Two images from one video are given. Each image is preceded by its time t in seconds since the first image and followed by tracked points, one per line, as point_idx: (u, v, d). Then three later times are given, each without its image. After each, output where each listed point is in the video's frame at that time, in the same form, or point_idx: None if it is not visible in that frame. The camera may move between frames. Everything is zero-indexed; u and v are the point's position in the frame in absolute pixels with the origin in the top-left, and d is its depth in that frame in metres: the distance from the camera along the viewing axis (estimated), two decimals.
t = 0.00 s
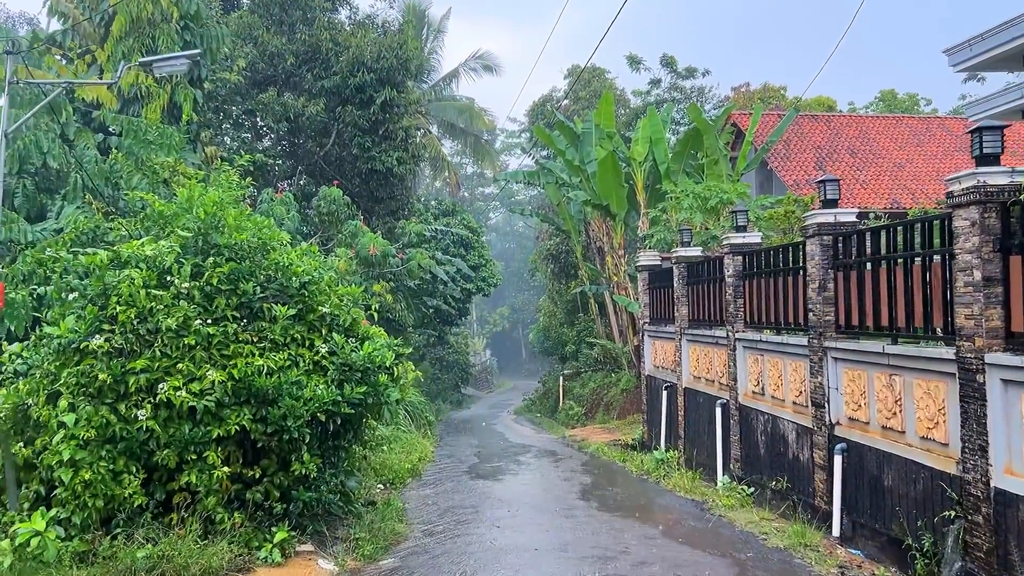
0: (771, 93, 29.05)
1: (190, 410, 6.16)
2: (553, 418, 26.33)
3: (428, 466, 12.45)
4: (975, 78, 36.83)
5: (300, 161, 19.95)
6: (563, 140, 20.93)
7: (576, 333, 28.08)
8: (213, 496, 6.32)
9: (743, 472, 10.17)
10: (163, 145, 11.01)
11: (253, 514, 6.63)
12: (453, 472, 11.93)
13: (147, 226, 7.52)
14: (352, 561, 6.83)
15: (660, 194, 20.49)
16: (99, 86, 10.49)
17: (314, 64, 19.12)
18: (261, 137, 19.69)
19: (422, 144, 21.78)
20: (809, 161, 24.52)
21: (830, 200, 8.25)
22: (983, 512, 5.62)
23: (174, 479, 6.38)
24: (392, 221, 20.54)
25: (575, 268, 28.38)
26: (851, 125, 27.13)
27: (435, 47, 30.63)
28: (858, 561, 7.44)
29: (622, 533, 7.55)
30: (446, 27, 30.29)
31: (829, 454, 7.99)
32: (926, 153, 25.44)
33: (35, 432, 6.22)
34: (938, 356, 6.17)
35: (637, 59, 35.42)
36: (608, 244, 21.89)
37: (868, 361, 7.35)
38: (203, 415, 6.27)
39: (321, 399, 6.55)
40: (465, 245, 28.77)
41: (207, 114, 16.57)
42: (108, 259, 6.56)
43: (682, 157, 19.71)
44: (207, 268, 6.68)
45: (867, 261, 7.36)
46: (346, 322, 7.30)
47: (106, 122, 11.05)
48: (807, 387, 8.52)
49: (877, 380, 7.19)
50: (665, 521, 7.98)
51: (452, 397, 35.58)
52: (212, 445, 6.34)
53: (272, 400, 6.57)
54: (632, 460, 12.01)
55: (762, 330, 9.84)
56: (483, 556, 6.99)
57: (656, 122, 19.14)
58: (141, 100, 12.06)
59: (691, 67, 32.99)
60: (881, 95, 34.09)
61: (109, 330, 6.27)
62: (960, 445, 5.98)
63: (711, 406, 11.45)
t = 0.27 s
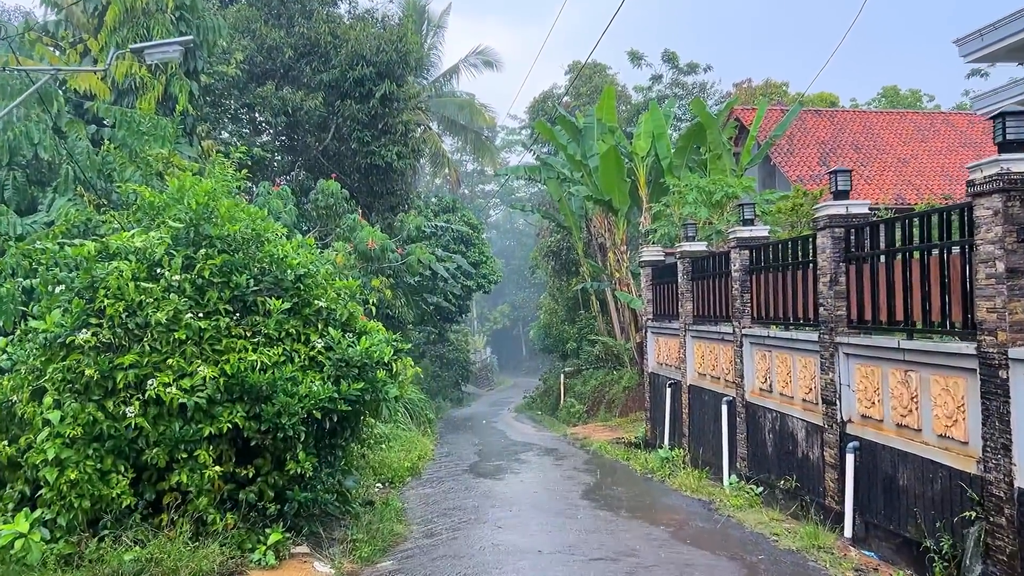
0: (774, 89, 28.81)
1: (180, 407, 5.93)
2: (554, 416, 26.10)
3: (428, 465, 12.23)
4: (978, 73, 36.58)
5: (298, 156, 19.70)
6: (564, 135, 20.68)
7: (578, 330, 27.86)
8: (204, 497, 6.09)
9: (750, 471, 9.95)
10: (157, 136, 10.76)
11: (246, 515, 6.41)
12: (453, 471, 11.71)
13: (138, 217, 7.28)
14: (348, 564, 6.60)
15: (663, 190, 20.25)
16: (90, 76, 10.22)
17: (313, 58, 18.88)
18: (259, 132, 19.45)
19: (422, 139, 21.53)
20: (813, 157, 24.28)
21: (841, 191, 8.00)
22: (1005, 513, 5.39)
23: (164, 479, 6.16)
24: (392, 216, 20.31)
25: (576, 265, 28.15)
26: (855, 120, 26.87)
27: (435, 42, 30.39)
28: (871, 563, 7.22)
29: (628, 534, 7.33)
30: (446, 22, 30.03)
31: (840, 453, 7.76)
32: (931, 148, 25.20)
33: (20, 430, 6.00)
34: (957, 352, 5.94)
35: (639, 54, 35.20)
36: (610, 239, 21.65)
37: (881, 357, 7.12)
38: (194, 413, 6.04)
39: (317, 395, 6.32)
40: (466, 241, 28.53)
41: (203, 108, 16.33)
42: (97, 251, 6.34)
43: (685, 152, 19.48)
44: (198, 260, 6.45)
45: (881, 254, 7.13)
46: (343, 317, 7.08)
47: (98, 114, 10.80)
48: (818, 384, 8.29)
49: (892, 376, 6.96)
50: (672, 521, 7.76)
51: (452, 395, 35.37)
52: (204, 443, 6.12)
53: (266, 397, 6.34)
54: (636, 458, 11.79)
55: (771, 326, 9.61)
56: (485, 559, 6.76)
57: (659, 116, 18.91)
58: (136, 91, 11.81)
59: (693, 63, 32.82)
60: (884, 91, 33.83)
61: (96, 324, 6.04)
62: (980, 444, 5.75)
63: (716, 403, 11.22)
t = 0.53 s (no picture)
0: (777, 85, 28.56)
1: (171, 410, 5.68)
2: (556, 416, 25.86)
3: (428, 467, 11.99)
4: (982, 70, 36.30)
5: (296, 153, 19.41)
6: (566, 131, 20.42)
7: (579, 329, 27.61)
8: (196, 504, 5.84)
9: (758, 474, 9.72)
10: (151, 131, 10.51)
11: (240, 522, 6.16)
12: (454, 473, 11.47)
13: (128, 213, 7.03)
14: (346, 573, 6.35)
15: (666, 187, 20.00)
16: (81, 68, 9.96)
17: (312, 53, 18.63)
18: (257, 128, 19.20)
19: (422, 136, 21.28)
20: (817, 154, 24.02)
21: (855, 186, 7.74)
22: None
23: (154, 485, 5.91)
24: (392, 214, 20.04)
25: (577, 263, 27.91)
26: (859, 117, 26.61)
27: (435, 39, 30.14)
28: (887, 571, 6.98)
29: (636, 542, 7.09)
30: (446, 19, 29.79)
31: (854, 456, 7.52)
32: (936, 146, 24.94)
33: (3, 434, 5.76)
34: (981, 353, 5.69)
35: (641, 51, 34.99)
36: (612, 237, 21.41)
37: (897, 358, 6.87)
38: (184, 417, 5.79)
39: (313, 398, 6.07)
40: (466, 239, 28.28)
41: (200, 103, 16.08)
42: (84, 248, 6.10)
43: (689, 149, 19.25)
44: (189, 258, 6.19)
45: (897, 252, 6.87)
46: (340, 316, 6.83)
47: (91, 108, 10.55)
48: (830, 385, 8.05)
49: (909, 378, 6.71)
50: (681, 528, 7.52)
51: (453, 394, 35.14)
52: (195, 448, 5.86)
53: (260, 400, 6.09)
54: (640, 460, 11.54)
55: (780, 326, 9.36)
56: (487, 568, 6.50)
57: (662, 112, 18.67)
58: (130, 86, 11.56)
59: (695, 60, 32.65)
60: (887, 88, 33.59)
61: (82, 324, 5.78)
62: (1005, 450, 5.50)
63: (723, 404, 10.98)
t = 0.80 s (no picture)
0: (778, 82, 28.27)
1: (157, 412, 5.45)
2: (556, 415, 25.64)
3: (427, 468, 11.77)
4: (985, 67, 36.05)
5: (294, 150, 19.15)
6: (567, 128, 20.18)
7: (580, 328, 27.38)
8: (184, 509, 5.61)
9: (765, 476, 9.50)
10: (143, 125, 10.27)
11: (230, 528, 5.93)
12: (453, 475, 11.25)
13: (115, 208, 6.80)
14: None
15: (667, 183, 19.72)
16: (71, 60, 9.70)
17: (309, 48, 18.37)
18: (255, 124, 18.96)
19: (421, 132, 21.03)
20: (819, 151, 23.77)
21: (866, 180, 7.50)
22: None
23: (140, 490, 5.68)
24: (390, 211, 19.81)
25: (578, 261, 27.68)
26: (862, 114, 26.35)
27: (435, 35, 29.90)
28: None
29: (641, 547, 6.87)
30: (446, 15, 29.56)
31: (866, 459, 7.29)
32: (940, 143, 24.68)
33: None
34: (1001, 353, 5.45)
35: (642, 48, 34.72)
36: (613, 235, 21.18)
37: (911, 357, 6.64)
38: (172, 419, 5.56)
39: (306, 399, 5.84)
40: (465, 237, 28.06)
41: (195, 98, 15.84)
42: (67, 243, 5.87)
43: (690, 146, 19.01)
44: (178, 253, 5.96)
45: (911, 247, 6.63)
46: (335, 314, 6.60)
47: (82, 101, 10.31)
48: (840, 386, 7.82)
49: (924, 378, 6.48)
50: (687, 533, 7.30)
51: (452, 393, 34.93)
52: (183, 452, 5.62)
53: (251, 401, 5.85)
54: (643, 461, 11.31)
55: (787, 324, 9.13)
56: None
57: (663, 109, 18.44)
58: (122, 79, 11.32)
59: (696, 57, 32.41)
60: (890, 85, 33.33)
61: (66, 323, 5.55)
62: None
63: (728, 404, 10.75)
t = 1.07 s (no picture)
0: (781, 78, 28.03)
1: (139, 412, 5.19)
2: (556, 415, 25.41)
3: (425, 469, 11.51)
4: (988, 63, 35.75)
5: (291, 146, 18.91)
6: (567, 123, 19.91)
7: (580, 326, 27.15)
8: (167, 514, 5.36)
9: (771, 477, 9.26)
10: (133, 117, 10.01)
11: (216, 534, 5.67)
12: (451, 475, 11.01)
13: (99, 199, 6.54)
14: None
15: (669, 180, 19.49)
16: (58, 51, 9.44)
17: (305, 42, 18.09)
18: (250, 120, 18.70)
19: (420, 128, 20.76)
20: (822, 147, 23.50)
21: (878, 172, 7.25)
22: None
23: (122, 494, 5.43)
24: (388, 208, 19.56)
25: (578, 259, 27.42)
26: (865, 110, 26.08)
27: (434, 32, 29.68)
28: None
29: (645, 552, 6.63)
30: (445, 11, 29.30)
31: (877, 461, 7.04)
32: (943, 139, 24.41)
33: None
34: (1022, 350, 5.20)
35: (642, 45, 34.47)
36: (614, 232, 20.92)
37: (925, 355, 6.38)
38: (154, 419, 5.30)
39: (295, 399, 5.58)
40: (464, 234, 27.80)
41: (189, 93, 15.59)
42: (46, 236, 5.64)
43: (692, 142, 18.79)
44: (161, 246, 5.71)
45: (926, 241, 6.38)
46: (326, 310, 6.35)
47: (70, 93, 10.05)
48: (849, 385, 7.57)
49: (939, 377, 6.22)
50: (692, 537, 7.05)
51: (452, 392, 34.70)
52: (166, 454, 5.37)
53: (238, 401, 5.59)
54: (645, 462, 11.08)
55: (794, 321, 8.87)
56: None
57: (665, 104, 18.18)
58: (112, 71, 11.06)
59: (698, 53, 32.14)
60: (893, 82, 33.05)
61: (42, 319, 5.31)
62: None
63: (732, 404, 10.50)
